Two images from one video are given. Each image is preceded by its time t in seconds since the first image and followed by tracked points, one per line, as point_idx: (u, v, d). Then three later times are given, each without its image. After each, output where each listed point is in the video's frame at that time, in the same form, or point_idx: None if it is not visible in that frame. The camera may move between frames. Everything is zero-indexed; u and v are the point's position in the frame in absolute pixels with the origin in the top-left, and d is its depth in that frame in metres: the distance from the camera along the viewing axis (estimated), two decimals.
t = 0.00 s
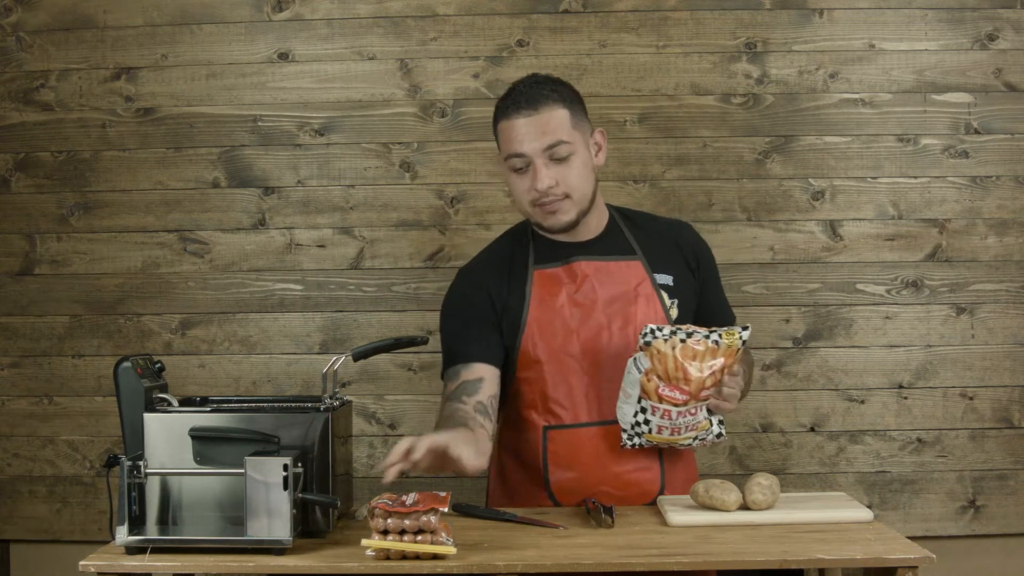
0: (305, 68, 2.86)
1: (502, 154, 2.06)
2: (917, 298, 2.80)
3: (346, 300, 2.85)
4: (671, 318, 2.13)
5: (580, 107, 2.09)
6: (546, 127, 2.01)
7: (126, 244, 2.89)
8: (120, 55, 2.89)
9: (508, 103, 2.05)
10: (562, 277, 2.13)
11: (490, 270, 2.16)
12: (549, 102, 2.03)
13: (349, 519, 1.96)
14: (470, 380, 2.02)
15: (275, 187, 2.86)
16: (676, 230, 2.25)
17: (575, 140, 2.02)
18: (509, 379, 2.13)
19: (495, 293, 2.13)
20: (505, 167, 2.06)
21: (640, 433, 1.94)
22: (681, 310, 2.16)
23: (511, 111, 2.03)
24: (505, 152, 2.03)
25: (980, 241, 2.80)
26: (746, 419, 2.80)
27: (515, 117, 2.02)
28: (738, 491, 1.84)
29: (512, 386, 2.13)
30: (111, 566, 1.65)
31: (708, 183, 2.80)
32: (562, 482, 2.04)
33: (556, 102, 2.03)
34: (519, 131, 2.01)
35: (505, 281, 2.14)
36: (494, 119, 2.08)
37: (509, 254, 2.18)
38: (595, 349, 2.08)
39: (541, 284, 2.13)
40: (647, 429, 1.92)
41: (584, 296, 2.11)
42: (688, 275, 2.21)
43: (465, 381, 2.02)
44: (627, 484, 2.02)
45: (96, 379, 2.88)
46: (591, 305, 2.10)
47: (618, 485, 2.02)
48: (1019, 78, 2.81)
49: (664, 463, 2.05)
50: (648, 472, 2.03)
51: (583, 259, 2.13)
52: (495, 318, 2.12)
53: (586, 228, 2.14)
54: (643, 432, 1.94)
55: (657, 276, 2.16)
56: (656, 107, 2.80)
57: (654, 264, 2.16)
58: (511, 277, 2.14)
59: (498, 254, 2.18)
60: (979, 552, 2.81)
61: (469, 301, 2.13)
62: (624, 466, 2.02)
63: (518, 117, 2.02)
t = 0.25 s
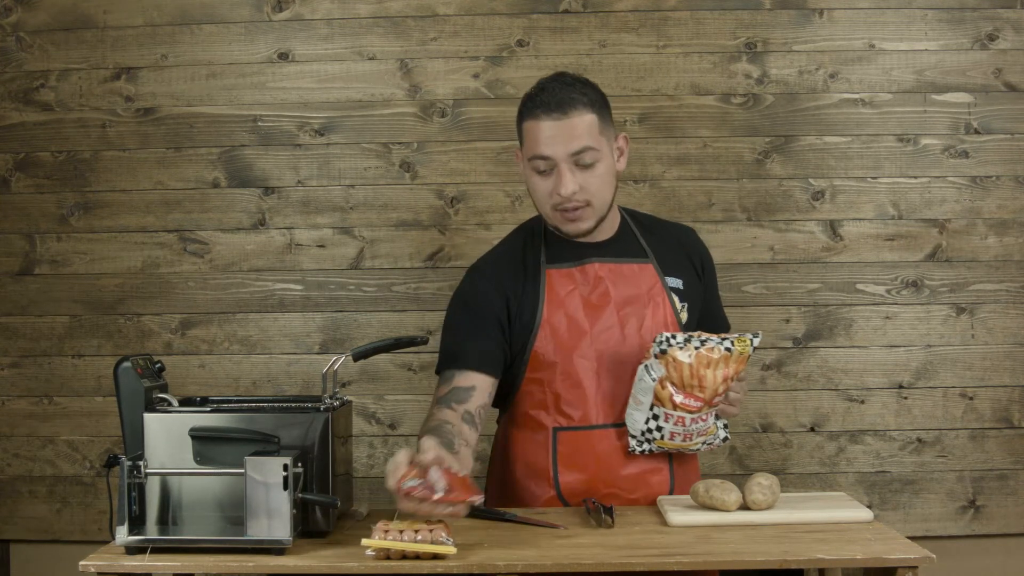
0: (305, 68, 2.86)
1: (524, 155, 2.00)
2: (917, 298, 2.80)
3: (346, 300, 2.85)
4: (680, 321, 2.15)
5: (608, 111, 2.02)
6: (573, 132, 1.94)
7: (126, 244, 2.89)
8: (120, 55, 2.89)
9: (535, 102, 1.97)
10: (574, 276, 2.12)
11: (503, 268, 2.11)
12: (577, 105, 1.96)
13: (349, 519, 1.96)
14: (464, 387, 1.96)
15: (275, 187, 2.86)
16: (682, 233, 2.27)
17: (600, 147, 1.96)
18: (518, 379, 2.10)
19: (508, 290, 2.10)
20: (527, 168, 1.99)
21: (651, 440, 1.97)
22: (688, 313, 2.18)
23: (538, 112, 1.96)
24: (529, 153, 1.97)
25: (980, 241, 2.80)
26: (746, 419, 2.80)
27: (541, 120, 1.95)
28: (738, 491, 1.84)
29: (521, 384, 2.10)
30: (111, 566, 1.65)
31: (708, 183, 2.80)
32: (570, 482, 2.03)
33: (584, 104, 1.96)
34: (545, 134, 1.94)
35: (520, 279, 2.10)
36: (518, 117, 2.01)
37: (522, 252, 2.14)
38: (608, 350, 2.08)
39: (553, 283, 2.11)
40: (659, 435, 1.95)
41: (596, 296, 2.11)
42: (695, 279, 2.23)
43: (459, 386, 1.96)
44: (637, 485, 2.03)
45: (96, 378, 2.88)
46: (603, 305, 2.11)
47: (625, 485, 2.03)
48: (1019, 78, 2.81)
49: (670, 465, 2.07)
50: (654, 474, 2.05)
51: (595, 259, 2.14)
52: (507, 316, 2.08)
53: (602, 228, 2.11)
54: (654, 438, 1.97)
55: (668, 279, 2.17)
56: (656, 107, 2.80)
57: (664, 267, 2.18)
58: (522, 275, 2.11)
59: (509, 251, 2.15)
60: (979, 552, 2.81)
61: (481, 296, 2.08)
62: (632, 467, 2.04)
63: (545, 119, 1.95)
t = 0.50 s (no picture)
0: (305, 68, 2.86)
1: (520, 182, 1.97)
2: (917, 298, 2.80)
3: (346, 300, 2.85)
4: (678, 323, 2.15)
5: (604, 136, 1.98)
6: (571, 166, 1.91)
7: (126, 244, 2.89)
8: (120, 55, 2.89)
9: (533, 132, 1.93)
10: (568, 279, 2.14)
11: (494, 277, 2.16)
12: (573, 137, 1.92)
13: (349, 519, 1.96)
14: (454, 404, 2.09)
15: (274, 187, 2.86)
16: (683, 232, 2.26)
17: (598, 179, 1.93)
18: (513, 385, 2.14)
19: (500, 297, 2.14)
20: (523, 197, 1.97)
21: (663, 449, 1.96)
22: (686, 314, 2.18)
23: (533, 146, 1.92)
24: (525, 183, 1.94)
25: (980, 241, 2.80)
26: (746, 419, 2.80)
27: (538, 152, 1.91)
28: (739, 491, 1.84)
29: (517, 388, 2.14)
30: (111, 566, 1.65)
31: (708, 183, 2.80)
32: (568, 484, 2.06)
33: (581, 136, 1.92)
34: (541, 168, 1.91)
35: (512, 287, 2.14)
36: (515, 142, 1.97)
37: (515, 259, 2.18)
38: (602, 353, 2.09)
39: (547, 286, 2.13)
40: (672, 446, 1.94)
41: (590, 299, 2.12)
42: (694, 279, 2.23)
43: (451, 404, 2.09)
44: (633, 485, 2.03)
45: (96, 378, 2.88)
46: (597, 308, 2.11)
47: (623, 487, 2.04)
48: (1019, 78, 2.81)
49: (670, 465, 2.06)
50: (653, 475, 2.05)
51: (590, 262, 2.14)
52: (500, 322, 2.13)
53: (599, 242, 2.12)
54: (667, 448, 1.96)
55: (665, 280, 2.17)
56: (656, 107, 2.80)
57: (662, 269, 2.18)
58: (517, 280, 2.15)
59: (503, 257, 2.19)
60: (979, 552, 2.81)
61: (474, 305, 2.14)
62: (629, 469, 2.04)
63: (543, 151, 1.91)
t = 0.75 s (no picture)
0: (305, 68, 2.86)
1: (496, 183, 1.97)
2: (917, 298, 2.80)
3: (346, 300, 2.85)
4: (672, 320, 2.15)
5: (576, 129, 1.98)
6: (544, 162, 1.91)
7: (126, 244, 2.89)
8: (120, 55, 2.89)
9: (505, 132, 1.93)
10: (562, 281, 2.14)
11: (490, 278, 2.17)
12: (544, 133, 1.92)
13: (349, 519, 1.96)
14: (455, 408, 2.11)
15: (275, 187, 2.86)
16: (678, 230, 2.26)
17: (574, 171, 1.93)
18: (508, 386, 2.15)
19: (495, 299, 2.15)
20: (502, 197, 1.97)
21: (657, 456, 1.96)
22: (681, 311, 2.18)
23: (506, 145, 1.92)
24: (502, 185, 1.94)
25: (980, 241, 2.80)
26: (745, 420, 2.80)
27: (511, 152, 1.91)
28: (738, 491, 1.84)
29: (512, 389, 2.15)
30: (112, 566, 1.65)
31: (708, 183, 2.80)
32: (564, 486, 2.08)
33: (552, 131, 1.92)
34: (516, 168, 1.91)
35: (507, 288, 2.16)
36: (487, 145, 1.97)
37: (509, 261, 2.19)
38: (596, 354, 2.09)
39: (540, 289, 2.15)
40: (665, 453, 1.94)
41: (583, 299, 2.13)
42: (688, 275, 2.23)
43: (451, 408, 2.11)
44: (628, 486, 2.05)
45: (96, 378, 2.88)
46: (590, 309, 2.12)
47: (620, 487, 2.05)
48: (1019, 78, 2.81)
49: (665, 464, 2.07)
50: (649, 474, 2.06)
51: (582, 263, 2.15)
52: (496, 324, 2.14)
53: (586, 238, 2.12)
54: (662, 455, 1.96)
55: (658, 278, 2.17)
56: (656, 107, 2.80)
57: (655, 266, 2.18)
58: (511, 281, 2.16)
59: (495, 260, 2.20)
60: (979, 552, 2.81)
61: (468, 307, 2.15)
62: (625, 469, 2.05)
63: (516, 151, 1.91)
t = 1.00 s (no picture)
0: (305, 68, 2.86)
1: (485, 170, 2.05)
2: (917, 298, 2.80)
3: (346, 300, 2.85)
4: (670, 318, 2.15)
5: (561, 115, 2.06)
6: (529, 142, 1.98)
7: (126, 244, 2.89)
8: (120, 54, 2.89)
9: (490, 117, 2.02)
10: (560, 282, 2.15)
11: (488, 279, 2.17)
12: (529, 116, 2.00)
13: (349, 519, 1.96)
14: (461, 409, 2.10)
15: (274, 187, 2.86)
16: (676, 228, 2.26)
17: (559, 152, 2.00)
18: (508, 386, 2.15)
19: (494, 299, 2.16)
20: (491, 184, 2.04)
21: (652, 471, 1.96)
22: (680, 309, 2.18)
23: (492, 130, 2.00)
24: (490, 170, 2.02)
25: (980, 241, 2.80)
26: (745, 419, 2.80)
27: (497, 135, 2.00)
28: (738, 491, 1.84)
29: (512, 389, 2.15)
30: (112, 566, 1.65)
31: (708, 183, 2.80)
32: (564, 486, 2.07)
33: (536, 114, 2.01)
34: (503, 151, 1.99)
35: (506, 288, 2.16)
36: (476, 134, 2.05)
37: (507, 261, 2.20)
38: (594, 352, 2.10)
39: (539, 289, 2.15)
40: (659, 466, 1.94)
41: (582, 298, 2.13)
42: (687, 272, 2.23)
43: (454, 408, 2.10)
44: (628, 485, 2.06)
45: (96, 378, 2.88)
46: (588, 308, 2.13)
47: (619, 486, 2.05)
48: (1019, 78, 2.81)
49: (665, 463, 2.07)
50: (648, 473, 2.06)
51: (580, 262, 2.16)
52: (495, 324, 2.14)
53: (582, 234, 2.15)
54: (656, 469, 1.95)
55: (655, 276, 2.17)
56: (656, 107, 2.80)
57: (653, 264, 2.18)
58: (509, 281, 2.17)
59: (494, 260, 2.21)
60: (979, 552, 2.81)
61: (467, 308, 2.16)
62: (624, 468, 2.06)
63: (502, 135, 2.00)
